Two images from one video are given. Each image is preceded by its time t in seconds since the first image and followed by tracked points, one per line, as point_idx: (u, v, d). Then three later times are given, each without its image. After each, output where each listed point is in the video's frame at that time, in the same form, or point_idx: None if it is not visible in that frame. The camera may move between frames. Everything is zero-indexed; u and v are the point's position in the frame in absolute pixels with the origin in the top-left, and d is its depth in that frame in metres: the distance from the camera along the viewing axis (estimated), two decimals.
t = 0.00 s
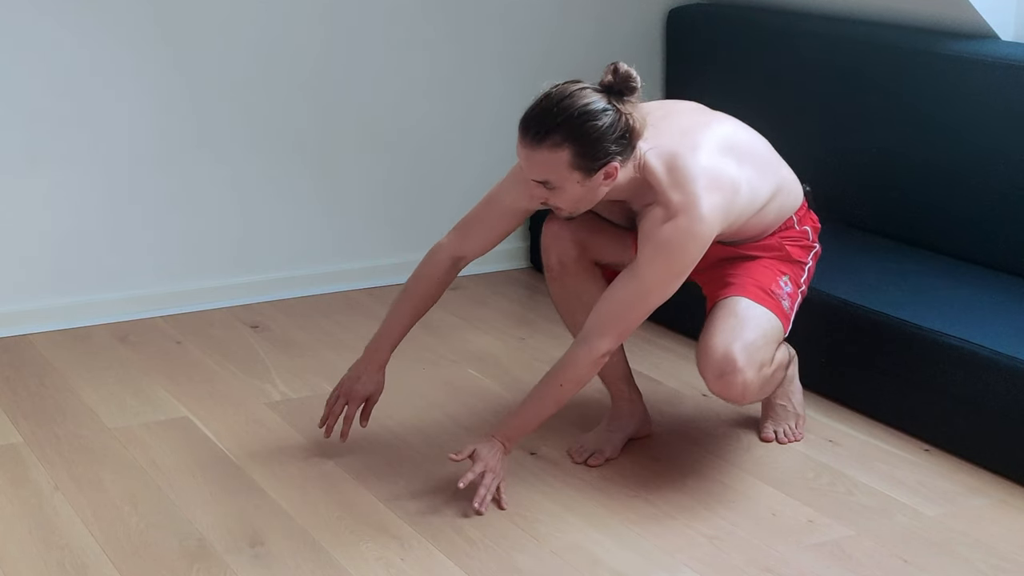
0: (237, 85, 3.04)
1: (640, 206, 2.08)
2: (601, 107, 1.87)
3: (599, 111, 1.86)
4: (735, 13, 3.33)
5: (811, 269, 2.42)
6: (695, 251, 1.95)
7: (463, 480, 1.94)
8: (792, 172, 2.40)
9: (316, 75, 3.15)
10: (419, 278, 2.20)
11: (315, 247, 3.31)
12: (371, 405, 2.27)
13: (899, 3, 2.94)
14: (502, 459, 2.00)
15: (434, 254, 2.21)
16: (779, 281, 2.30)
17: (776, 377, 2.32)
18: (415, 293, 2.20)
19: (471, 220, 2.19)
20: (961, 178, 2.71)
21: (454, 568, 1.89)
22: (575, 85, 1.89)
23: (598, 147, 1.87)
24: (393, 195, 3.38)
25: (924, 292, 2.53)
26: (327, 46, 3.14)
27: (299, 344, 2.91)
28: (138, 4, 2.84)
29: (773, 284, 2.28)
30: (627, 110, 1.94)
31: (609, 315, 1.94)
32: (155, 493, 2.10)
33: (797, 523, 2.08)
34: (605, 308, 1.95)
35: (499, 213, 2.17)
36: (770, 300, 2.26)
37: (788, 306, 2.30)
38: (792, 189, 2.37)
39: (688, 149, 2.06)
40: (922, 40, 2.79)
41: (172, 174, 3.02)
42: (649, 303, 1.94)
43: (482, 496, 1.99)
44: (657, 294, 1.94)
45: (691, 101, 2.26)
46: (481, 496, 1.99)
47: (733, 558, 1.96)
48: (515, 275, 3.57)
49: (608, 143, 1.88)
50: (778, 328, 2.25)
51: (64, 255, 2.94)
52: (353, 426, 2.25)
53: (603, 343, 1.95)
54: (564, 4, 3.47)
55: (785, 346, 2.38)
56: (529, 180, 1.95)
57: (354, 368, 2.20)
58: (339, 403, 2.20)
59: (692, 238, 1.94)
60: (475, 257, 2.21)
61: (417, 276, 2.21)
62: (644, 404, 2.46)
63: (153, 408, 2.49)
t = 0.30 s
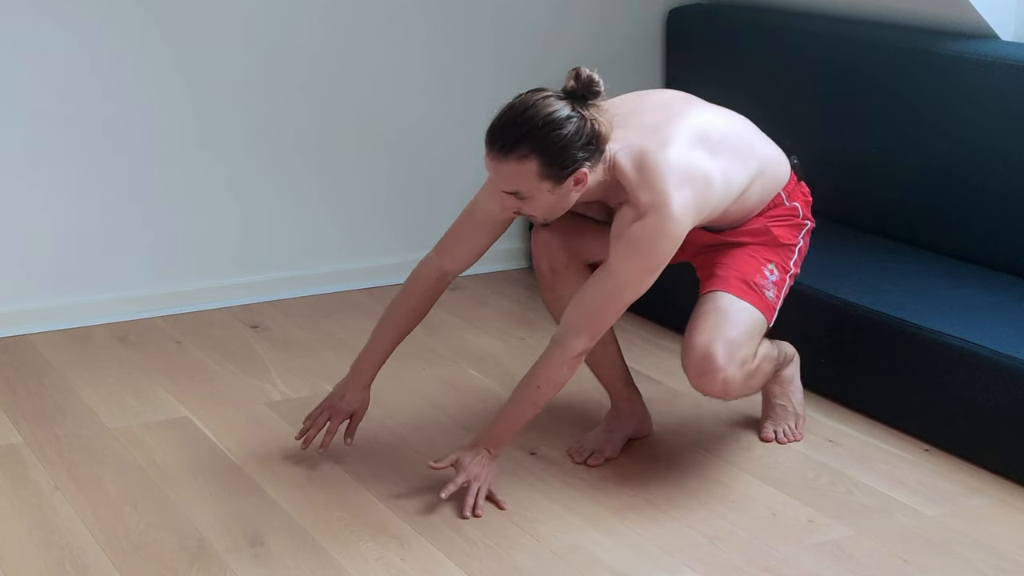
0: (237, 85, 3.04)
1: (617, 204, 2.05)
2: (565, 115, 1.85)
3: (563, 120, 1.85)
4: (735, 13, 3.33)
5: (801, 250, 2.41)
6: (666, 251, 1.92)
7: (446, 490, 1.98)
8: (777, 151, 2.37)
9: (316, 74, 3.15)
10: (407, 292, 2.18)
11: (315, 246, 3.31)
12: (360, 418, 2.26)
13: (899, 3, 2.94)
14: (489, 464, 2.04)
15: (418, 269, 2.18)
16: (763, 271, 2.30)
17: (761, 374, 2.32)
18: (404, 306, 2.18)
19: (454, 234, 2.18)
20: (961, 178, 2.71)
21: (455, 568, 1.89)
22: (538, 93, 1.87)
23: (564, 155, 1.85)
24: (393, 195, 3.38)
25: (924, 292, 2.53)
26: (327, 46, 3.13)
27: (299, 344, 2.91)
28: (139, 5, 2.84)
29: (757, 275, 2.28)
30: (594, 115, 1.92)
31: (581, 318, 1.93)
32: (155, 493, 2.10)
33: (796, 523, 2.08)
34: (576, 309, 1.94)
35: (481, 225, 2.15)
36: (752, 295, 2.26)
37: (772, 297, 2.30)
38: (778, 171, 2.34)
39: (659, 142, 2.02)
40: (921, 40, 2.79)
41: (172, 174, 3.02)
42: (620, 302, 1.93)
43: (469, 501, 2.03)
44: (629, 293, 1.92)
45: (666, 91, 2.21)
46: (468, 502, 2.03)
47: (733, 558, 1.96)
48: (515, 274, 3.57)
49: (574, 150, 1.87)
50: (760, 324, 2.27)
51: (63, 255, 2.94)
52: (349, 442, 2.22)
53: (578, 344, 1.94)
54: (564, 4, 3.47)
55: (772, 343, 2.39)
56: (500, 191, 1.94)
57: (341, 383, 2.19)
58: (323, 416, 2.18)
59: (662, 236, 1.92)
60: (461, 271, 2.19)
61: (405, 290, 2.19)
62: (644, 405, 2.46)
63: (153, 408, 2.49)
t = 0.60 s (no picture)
0: (237, 85, 3.04)
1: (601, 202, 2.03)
2: (540, 119, 1.84)
3: (539, 124, 1.84)
4: (735, 12, 3.33)
5: (792, 237, 2.39)
6: (647, 249, 1.91)
7: (440, 496, 2.00)
8: (764, 137, 2.34)
9: (316, 74, 3.15)
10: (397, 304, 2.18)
11: (315, 246, 3.30)
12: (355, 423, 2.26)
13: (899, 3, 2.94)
14: (485, 467, 2.05)
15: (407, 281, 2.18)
16: (754, 264, 2.29)
17: (753, 372, 2.32)
18: (395, 316, 2.18)
19: (440, 246, 2.17)
20: (961, 178, 2.71)
21: (455, 568, 1.89)
22: (513, 99, 1.87)
23: (542, 160, 1.84)
24: (393, 194, 3.38)
25: (924, 292, 2.53)
26: (326, 46, 3.14)
27: (299, 344, 2.91)
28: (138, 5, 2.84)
29: (747, 269, 2.28)
30: (570, 118, 1.91)
31: (566, 319, 1.93)
32: (155, 493, 2.10)
33: (796, 523, 2.08)
34: (560, 310, 1.94)
35: (467, 232, 2.14)
36: (741, 289, 2.26)
37: (763, 290, 2.29)
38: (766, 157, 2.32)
39: (638, 139, 1.99)
40: (921, 41, 2.79)
41: (172, 175, 3.02)
42: (604, 302, 1.92)
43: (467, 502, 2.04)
44: (612, 292, 1.92)
45: (647, 87, 2.19)
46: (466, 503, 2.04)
47: (733, 558, 1.95)
48: (515, 274, 3.57)
49: (552, 154, 1.86)
50: (749, 317, 2.26)
51: (63, 255, 2.94)
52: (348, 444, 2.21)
53: (565, 345, 1.95)
54: (564, 4, 3.47)
55: (767, 341, 2.39)
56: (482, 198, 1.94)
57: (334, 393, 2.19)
58: (313, 425, 2.18)
59: (641, 234, 1.90)
60: (451, 279, 2.19)
61: (395, 301, 2.19)
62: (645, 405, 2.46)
63: (153, 408, 2.48)
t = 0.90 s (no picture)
0: (237, 85, 3.04)
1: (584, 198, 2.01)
2: (516, 122, 1.81)
3: (515, 128, 1.81)
4: (735, 12, 3.33)
5: (784, 226, 2.38)
6: (628, 247, 1.88)
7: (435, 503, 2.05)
8: (750, 125, 2.31)
9: (316, 75, 3.15)
10: (389, 310, 2.17)
11: (314, 247, 3.30)
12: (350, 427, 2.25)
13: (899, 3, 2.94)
14: (482, 469, 2.08)
15: (398, 287, 2.17)
16: (744, 257, 2.28)
17: (747, 369, 2.32)
18: (386, 323, 2.17)
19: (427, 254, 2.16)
20: (961, 178, 2.72)
21: (455, 568, 1.89)
22: (488, 104, 1.84)
23: (521, 163, 1.81)
24: (393, 194, 3.38)
25: (924, 292, 2.53)
26: (326, 46, 3.14)
27: (299, 344, 2.91)
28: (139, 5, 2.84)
29: (737, 262, 2.27)
30: (548, 120, 1.88)
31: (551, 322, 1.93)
32: (155, 493, 2.10)
33: (796, 523, 2.07)
34: (545, 313, 1.94)
35: (453, 236, 2.13)
36: (731, 284, 2.26)
37: (754, 283, 2.29)
38: (752, 145, 2.30)
39: (618, 136, 1.96)
40: (920, 41, 2.79)
41: (171, 175, 3.02)
42: (588, 302, 1.91)
43: (465, 502, 2.05)
44: (595, 293, 1.91)
45: (628, 81, 2.15)
46: (464, 504, 2.05)
47: (733, 558, 1.95)
48: (514, 274, 3.57)
49: (531, 157, 1.82)
50: (738, 310, 2.26)
51: (63, 255, 2.94)
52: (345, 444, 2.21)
53: (551, 346, 1.94)
54: (564, 4, 3.47)
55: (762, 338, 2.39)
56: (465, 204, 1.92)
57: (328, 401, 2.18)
58: (307, 433, 2.16)
59: (619, 233, 1.87)
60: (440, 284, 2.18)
61: (385, 310, 2.17)
62: (645, 405, 2.46)
63: (153, 408, 2.48)
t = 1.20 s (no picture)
0: (236, 85, 3.04)
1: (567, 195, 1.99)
2: (493, 127, 1.80)
3: (491, 133, 1.80)
4: (735, 12, 3.33)
5: (775, 215, 2.35)
6: (611, 247, 1.87)
7: (433, 505, 2.06)
8: (736, 114, 2.27)
9: (316, 75, 3.15)
10: (379, 316, 2.17)
11: (314, 247, 3.31)
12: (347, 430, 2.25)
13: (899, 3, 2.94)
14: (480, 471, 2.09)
15: (387, 291, 2.17)
16: (734, 251, 2.27)
17: (739, 365, 2.32)
18: (377, 328, 2.17)
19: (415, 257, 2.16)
20: (960, 178, 2.72)
21: (455, 568, 1.89)
22: (464, 109, 1.83)
23: (499, 168, 1.81)
24: (393, 194, 3.39)
25: (924, 292, 2.53)
26: (326, 46, 3.14)
27: (299, 344, 2.91)
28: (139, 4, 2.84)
29: (726, 257, 2.26)
30: (526, 122, 1.87)
31: (537, 325, 1.93)
32: (156, 493, 2.10)
33: (796, 523, 2.08)
34: (531, 315, 1.93)
35: (440, 239, 2.13)
36: (720, 280, 2.25)
37: (744, 277, 2.28)
38: (739, 134, 2.26)
39: (598, 134, 1.93)
40: (920, 41, 2.79)
41: (171, 175, 3.02)
42: (574, 303, 1.91)
43: (465, 502, 2.05)
44: (580, 293, 1.90)
45: (608, 77, 2.11)
46: (464, 504, 2.05)
47: (733, 558, 1.95)
48: (514, 274, 3.57)
49: (510, 161, 1.82)
50: (728, 306, 2.26)
51: (63, 255, 2.93)
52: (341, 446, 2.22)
53: (539, 348, 1.94)
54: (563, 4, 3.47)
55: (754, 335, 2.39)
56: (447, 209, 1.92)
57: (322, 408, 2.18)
58: (300, 439, 2.17)
59: (601, 232, 1.86)
60: (430, 287, 2.17)
61: (375, 316, 2.17)
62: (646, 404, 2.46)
63: (153, 408, 2.48)
